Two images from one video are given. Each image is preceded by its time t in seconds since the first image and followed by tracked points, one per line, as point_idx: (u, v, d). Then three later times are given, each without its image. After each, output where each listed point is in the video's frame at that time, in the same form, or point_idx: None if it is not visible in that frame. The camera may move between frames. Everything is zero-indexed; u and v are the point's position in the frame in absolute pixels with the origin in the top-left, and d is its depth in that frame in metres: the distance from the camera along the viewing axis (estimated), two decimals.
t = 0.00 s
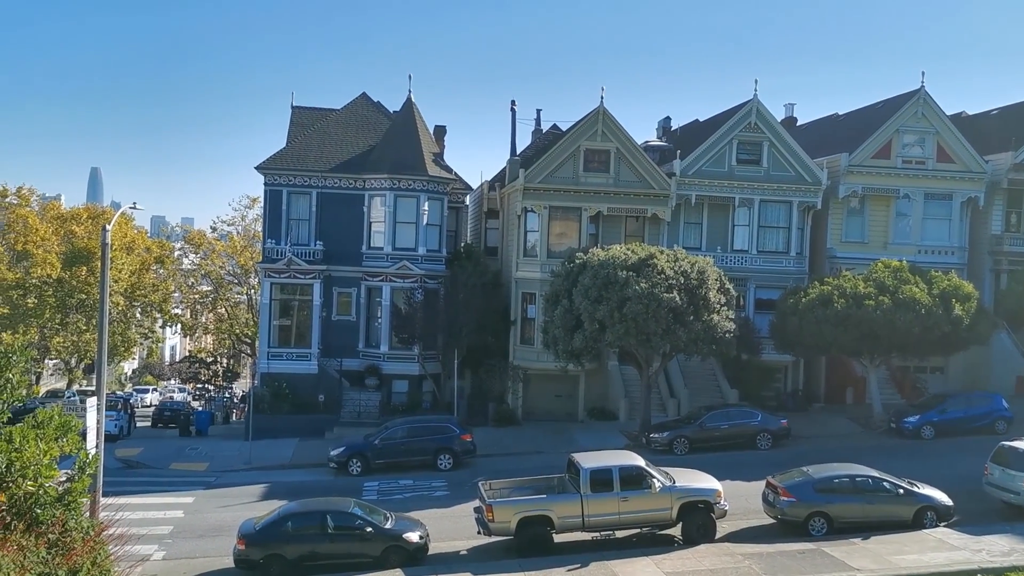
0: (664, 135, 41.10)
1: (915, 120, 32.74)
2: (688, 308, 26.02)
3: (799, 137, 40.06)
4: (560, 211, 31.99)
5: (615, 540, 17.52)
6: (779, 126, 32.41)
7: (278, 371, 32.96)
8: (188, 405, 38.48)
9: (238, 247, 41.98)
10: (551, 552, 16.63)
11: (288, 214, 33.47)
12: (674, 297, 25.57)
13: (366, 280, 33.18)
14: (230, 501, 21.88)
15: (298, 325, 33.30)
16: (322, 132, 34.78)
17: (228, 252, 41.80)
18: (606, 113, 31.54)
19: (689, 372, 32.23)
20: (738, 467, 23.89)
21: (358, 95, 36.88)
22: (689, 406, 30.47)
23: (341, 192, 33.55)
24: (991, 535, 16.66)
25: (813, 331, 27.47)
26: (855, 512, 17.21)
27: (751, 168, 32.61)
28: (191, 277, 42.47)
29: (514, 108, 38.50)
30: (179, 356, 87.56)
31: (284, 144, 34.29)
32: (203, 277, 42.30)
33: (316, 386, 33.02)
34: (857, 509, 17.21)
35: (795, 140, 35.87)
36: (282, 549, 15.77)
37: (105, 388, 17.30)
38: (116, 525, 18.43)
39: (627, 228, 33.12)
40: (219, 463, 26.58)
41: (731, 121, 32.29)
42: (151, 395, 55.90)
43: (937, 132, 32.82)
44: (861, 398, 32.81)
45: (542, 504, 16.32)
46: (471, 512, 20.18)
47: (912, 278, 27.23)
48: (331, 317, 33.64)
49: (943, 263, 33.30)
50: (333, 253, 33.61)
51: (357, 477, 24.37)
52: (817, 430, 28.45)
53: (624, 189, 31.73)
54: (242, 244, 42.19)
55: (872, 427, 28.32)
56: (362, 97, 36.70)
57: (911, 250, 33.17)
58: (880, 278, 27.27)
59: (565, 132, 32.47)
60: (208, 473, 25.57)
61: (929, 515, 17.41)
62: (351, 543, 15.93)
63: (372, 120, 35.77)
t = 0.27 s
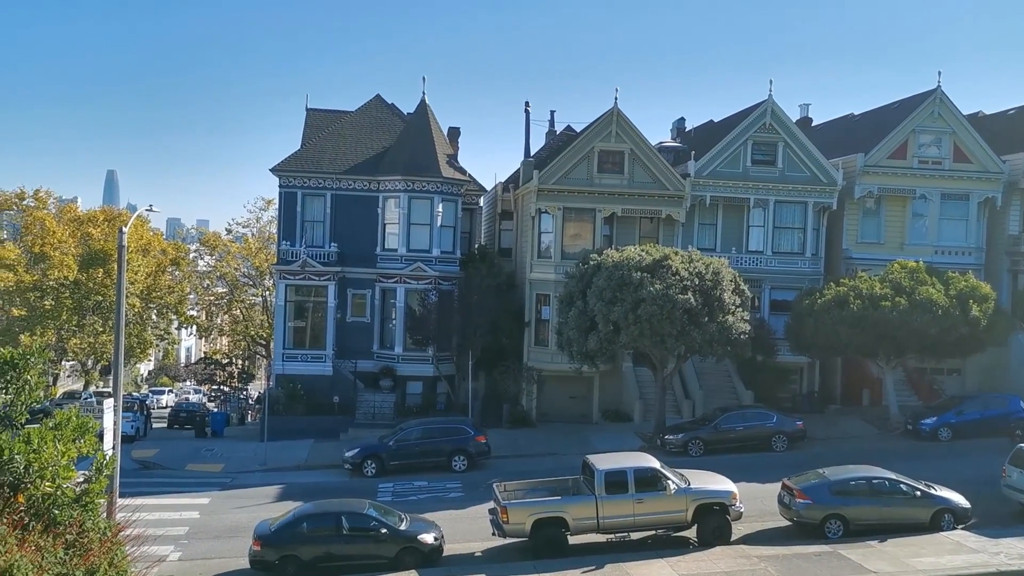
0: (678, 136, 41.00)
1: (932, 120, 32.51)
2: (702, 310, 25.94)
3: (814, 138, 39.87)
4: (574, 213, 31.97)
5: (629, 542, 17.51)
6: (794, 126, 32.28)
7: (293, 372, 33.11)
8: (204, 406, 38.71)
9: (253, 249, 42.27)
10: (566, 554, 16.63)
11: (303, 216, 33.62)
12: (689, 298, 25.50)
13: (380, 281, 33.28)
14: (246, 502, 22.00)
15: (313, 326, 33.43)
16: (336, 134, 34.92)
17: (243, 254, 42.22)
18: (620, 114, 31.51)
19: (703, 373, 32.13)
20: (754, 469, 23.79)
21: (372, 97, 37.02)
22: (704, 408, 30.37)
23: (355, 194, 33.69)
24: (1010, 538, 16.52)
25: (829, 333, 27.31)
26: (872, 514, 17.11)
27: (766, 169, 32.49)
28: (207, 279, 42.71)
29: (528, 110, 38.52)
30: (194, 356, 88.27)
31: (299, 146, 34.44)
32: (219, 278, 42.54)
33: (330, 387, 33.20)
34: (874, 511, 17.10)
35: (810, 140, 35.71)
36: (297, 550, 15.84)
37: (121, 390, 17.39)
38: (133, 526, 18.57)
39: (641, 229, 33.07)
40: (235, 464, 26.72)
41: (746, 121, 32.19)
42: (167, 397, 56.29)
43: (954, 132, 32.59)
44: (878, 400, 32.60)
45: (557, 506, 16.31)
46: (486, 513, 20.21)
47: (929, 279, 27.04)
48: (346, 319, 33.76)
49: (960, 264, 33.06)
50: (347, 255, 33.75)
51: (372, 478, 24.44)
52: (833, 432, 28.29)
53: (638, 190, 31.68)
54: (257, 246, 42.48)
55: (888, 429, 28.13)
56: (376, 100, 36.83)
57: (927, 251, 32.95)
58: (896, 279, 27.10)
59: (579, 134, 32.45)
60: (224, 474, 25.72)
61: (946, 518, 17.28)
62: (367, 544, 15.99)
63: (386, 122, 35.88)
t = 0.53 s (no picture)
0: (692, 137, 40.89)
1: (947, 120, 32.30)
2: (717, 311, 25.88)
3: (829, 138, 39.69)
4: (588, 214, 31.94)
5: (644, 544, 17.48)
6: (808, 127, 32.16)
7: (306, 374, 33.25)
8: (218, 407, 38.91)
9: (267, 251, 42.53)
10: (580, 555, 16.62)
11: (317, 218, 33.75)
12: (703, 300, 25.43)
13: (394, 283, 33.39)
14: (260, 503, 22.12)
15: (327, 328, 33.56)
16: (350, 136, 35.05)
17: (257, 255, 42.53)
18: (633, 115, 31.49)
19: (717, 375, 32.02)
20: (768, 470, 23.71)
21: (386, 99, 37.13)
22: (718, 409, 30.27)
23: (369, 196, 33.82)
24: None
25: (844, 334, 27.18)
26: (888, 516, 17.01)
27: (780, 169, 32.40)
28: (221, 280, 42.92)
29: (542, 111, 38.53)
30: (209, 357, 88.81)
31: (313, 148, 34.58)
32: (233, 280, 42.76)
33: (344, 388, 33.36)
34: (890, 514, 17.01)
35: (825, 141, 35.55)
36: (312, 551, 15.90)
37: (137, 391, 17.51)
38: (149, 527, 18.71)
39: (655, 230, 33.03)
40: (249, 465, 26.85)
41: (760, 122, 32.10)
42: (181, 398, 56.63)
43: (970, 132, 32.37)
44: (894, 401, 32.39)
45: (571, 507, 16.31)
46: (499, 515, 20.22)
47: (945, 280, 26.87)
48: (359, 320, 33.87)
49: (976, 264, 32.82)
50: (361, 257, 33.88)
51: (386, 479, 24.51)
52: (848, 434, 28.14)
53: (651, 191, 31.63)
54: (271, 247, 42.72)
55: (904, 431, 27.94)
56: (390, 101, 36.95)
57: (943, 252, 32.74)
58: (912, 280, 26.95)
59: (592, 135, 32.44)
60: (239, 475, 25.85)
61: (963, 520, 17.16)
62: (381, 545, 16.03)
63: (400, 123, 35.97)
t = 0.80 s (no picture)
0: (713, 138, 40.75)
1: (971, 121, 31.99)
2: (737, 313, 25.75)
3: (851, 139, 39.41)
4: (607, 216, 31.91)
5: (664, 546, 17.44)
6: (830, 128, 31.98)
7: (327, 375, 33.44)
8: (239, 408, 39.21)
9: (287, 253, 42.83)
10: (600, 558, 16.61)
11: (337, 220, 33.93)
12: (724, 302, 25.33)
13: (414, 285, 33.52)
14: (282, 504, 22.29)
15: (347, 330, 33.75)
16: (370, 138, 35.24)
17: (278, 258, 42.72)
18: (653, 116, 31.42)
19: (738, 377, 31.84)
20: (789, 474, 23.56)
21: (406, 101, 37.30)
22: (739, 412, 30.11)
23: (389, 198, 33.99)
24: None
25: (866, 336, 26.97)
26: (911, 520, 16.86)
27: (802, 171, 32.26)
28: (242, 282, 43.27)
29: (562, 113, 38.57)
30: (231, 358, 89.64)
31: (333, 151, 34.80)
32: (254, 282, 43.08)
33: (364, 390, 33.51)
34: (913, 518, 16.85)
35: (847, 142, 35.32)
36: (332, 552, 16.00)
37: (159, 392, 17.68)
38: (172, 527, 18.91)
39: (675, 232, 32.97)
40: (271, 467, 27.05)
41: (781, 123, 31.94)
42: (203, 399, 57.14)
43: (993, 133, 32.07)
44: (917, 404, 32.10)
45: (591, 510, 16.31)
46: (519, 517, 20.26)
47: (968, 282, 26.61)
48: (380, 322, 34.03)
49: (1001, 266, 32.45)
50: (381, 259, 34.05)
51: (406, 481, 24.61)
52: (870, 437, 27.93)
53: (672, 193, 31.55)
54: (292, 249, 43.02)
55: (927, 434, 27.66)
56: (410, 104, 37.11)
57: (967, 253, 32.42)
58: (934, 282, 26.71)
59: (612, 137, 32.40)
60: (260, 476, 26.06)
61: (988, 525, 16.97)
62: (401, 547, 16.10)
63: (419, 126, 36.12)
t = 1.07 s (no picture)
0: (744, 140, 40.45)
1: (1008, 122, 31.54)
2: (770, 316, 25.55)
3: (885, 141, 38.94)
4: (638, 218, 31.83)
5: (696, 551, 17.37)
6: (863, 129, 31.70)
7: (358, 378, 33.64)
8: (272, 409, 39.69)
9: (319, 256, 43.26)
10: (631, 562, 16.59)
11: (369, 223, 34.16)
12: (756, 304, 25.17)
13: (445, 287, 33.69)
14: (314, 505, 22.52)
15: (378, 332, 34.00)
16: (401, 141, 35.47)
17: (310, 260, 43.18)
18: (684, 118, 31.33)
19: (770, 381, 31.55)
20: (822, 478, 23.33)
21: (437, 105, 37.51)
22: (771, 416, 29.85)
23: (420, 201, 34.20)
24: None
25: (901, 339, 26.65)
26: (947, 526, 16.62)
27: (834, 173, 31.94)
28: (274, 285, 43.76)
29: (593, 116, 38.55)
30: (263, 359, 90.61)
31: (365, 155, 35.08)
32: (286, 285, 43.53)
33: (396, 392, 33.73)
34: (949, 523, 16.61)
35: (880, 144, 34.92)
36: (364, 554, 16.14)
37: (193, 393, 17.97)
38: (207, 527, 19.19)
39: (706, 235, 32.83)
40: (303, 468, 27.34)
41: (813, 125, 31.67)
42: (236, 401, 57.80)
43: None
44: (953, 409, 31.69)
45: (622, 513, 16.29)
46: (550, 520, 20.28)
47: (1005, 285, 26.19)
48: (410, 325, 34.25)
49: None
50: (412, 262, 34.26)
51: (437, 483, 24.75)
52: (905, 441, 27.63)
53: (703, 195, 31.42)
54: (324, 252, 43.43)
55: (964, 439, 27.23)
56: (440, 107, 37.33)
57: (1004, 256, 31.93)
58: (971, 284, 26.33)
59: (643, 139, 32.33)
60: (293, 477, 26.34)
61: None
62: (432, 549, 16.20)
63: (450, 129, 36.30)
